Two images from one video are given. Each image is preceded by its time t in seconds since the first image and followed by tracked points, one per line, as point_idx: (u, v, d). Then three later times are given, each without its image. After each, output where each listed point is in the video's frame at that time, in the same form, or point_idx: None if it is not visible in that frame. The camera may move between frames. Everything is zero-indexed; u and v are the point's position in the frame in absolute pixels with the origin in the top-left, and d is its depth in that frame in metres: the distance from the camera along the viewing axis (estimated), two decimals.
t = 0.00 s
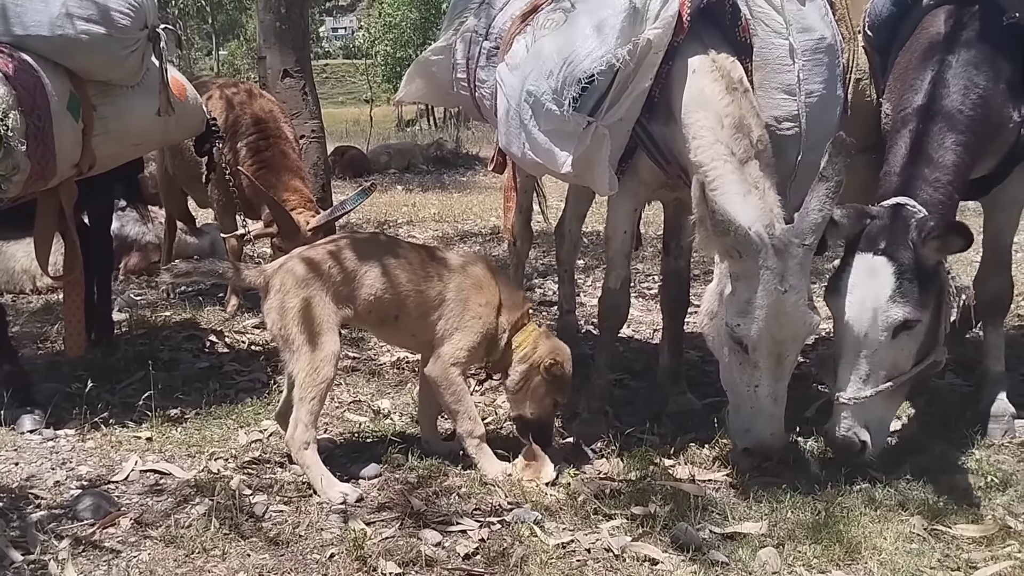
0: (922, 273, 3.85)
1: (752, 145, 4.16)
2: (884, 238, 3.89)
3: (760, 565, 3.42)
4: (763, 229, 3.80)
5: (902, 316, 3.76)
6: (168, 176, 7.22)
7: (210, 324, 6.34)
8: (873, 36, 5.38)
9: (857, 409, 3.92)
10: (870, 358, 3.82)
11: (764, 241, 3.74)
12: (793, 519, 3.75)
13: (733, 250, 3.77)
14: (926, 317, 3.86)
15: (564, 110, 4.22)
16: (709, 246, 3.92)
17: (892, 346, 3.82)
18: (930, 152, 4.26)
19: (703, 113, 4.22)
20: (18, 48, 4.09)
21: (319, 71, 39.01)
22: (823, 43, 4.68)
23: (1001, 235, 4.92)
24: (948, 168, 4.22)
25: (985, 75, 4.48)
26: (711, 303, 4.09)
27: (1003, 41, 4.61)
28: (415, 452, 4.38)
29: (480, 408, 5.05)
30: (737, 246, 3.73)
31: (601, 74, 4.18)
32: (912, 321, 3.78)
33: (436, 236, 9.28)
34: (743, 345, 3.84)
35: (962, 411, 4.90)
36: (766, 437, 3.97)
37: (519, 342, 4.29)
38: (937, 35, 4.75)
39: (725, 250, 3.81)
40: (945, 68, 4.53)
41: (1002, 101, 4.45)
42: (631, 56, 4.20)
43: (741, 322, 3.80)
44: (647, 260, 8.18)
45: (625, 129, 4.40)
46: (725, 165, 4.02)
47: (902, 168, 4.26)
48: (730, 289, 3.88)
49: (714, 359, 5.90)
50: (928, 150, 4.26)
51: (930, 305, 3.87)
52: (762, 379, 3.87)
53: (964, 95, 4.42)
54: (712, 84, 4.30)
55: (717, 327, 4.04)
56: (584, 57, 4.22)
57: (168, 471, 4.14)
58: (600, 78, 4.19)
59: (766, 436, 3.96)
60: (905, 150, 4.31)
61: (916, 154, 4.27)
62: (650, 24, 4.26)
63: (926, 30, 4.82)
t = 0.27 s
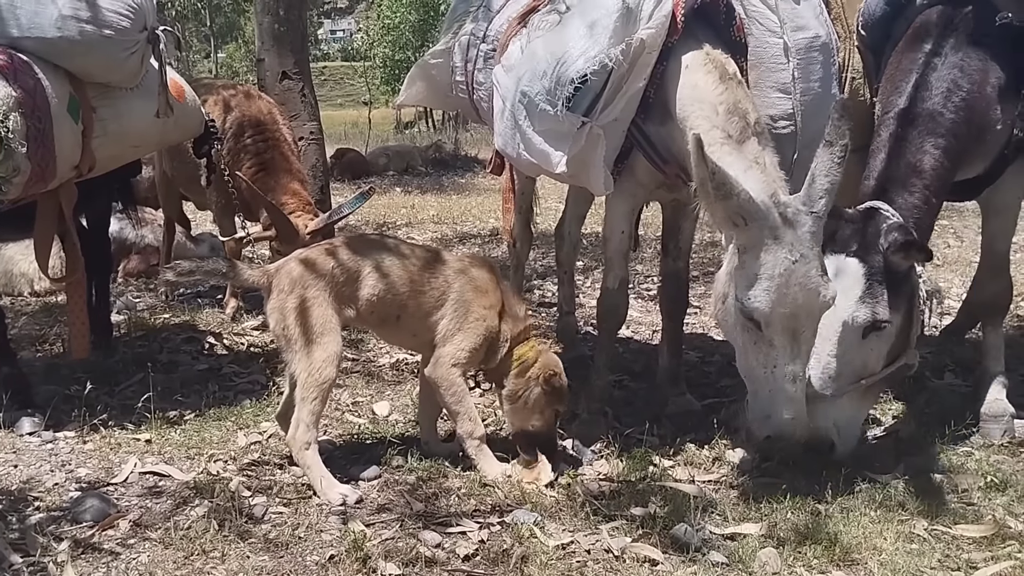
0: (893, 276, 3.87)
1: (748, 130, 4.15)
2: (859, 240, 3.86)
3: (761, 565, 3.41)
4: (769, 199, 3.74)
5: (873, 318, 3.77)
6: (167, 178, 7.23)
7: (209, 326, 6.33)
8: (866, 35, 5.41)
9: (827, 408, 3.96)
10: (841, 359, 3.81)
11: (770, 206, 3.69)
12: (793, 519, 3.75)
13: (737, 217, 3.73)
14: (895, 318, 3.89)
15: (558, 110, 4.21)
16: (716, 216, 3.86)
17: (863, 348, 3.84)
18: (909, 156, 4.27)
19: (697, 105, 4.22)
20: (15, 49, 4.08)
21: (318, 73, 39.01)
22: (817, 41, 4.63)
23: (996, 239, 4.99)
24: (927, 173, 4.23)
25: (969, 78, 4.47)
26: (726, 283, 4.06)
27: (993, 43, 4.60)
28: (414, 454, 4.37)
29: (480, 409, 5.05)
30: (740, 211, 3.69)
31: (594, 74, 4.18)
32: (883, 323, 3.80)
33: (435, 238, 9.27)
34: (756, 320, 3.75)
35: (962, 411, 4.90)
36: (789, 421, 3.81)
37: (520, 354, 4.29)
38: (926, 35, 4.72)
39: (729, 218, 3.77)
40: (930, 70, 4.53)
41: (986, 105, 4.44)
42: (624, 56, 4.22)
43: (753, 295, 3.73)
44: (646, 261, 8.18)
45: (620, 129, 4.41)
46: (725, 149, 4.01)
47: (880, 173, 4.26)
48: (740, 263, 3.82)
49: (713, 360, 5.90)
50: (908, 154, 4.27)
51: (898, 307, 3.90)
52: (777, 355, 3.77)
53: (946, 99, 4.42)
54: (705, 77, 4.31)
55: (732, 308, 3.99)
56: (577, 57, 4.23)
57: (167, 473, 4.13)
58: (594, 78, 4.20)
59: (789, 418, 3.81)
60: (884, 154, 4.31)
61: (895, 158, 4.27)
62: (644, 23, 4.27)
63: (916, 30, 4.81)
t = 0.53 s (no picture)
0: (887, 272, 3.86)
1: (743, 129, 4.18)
2: (851, 239, 3.86)
3: (760, 568, 3.42)
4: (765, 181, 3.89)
5: (866, 314, 3.76)
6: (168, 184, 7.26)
7: (209, 330, 6.34)
8: (860, 40, 5.39)
9: (822, 408, 3.95)
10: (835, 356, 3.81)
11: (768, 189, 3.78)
12: (793, 522, 3.75)
13: (734, 200, 3.80)
14: (890, 315, 3.88)
15: (554, 113, 4.25)
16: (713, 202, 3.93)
17: (857, 344, 3.83)
18: (902, 156, 4.29)
19: (694, 99, 4.34)
20: (14, 54, 4.09)
21: (319, 78, 39.06)
22: (814, 46, 4.72)
23: (994, 240, 4.97)
24: (920, 172, 4.25)
25: (962, 80, 4.48)
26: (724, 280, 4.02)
27: (986, 45, 4.61)
28: (415, 457, 4.38)
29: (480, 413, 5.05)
30: (738, 193, 3.75)
31: (591, 78, 4.20)
32: (876, 319, 3.78)
33: (436, 242, 9.28)
34: (753, 304, 3.72)
35: (962, 414, 4.90)
36: (789, 414, 3.69)
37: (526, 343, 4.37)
38: (919, 38, 4.73)
39: (727, 202, 3.83)
40: (923, 72, 4.54)
41: (979, 106, 4.45)
42: (621, 60, 4.22)
43: (749, 278, 3.73)
44: (646, 265, 8.19)
45: (618, 133, 4.41)
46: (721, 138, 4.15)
47: (873, 172, 4.29)
48: (738, 251, 3.85)
49: (714, 364, 5.90)
50: (901, 154, 4.29)
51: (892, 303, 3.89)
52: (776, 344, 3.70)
53: (939, 100, 4.42)
54: (701, 75, 4.41)
55: (731, 304, 3.95)
56: (574, 60, 4.24)
57: (168, 477, 4.14)
58: (590, 82, 4.22)
59: (789, 411, 3.68)
60: (877, 154, 4.33)
61: (887, 159, 4.29)
62: (640, 27, 4.29)
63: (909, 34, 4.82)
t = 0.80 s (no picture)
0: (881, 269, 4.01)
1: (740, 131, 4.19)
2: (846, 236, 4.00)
3: (762, 567, 3.42)
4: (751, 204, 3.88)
5: (861, 310, 3.89)
6: (170, 186, 7.27)
7: (211, 332, 6.35)
8: (860, 39, 5.38)
9: (816, 399, 4.05)
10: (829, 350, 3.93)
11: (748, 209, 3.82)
12: (794, 521, 3.76)
13: (714, 219, 3.84)
14: (883, 310, 4.03)
15: (551, 114, 4.26)
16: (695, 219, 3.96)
17: (850, 340, 3.97)
18: (900, 154, 4.32)
19: (688, 105, 4.28)
20: (15, 58, 4.12)
21: (319, 80, 39.09)
22: (813, 45, 4.70)
23: (994, 240, 4.96)
24: (919, 170, 4.26)
25: (961, 80, 4.49)
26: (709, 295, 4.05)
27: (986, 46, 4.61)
28: (417, 458, 4.39)
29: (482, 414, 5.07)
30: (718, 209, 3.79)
31: (587, 80, 4.21)
32: (870, 315, 3.92)
33: (437, 243, 9.29)
34: (727, 320, 3.74)
35: (963, 413, 4.90)
36: (755, 430, 3.73)
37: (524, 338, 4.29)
38: (919, 38, 4.74)
39: (707, 220, 3.87)
40: (921, 71, 4.56)
41: (979, 106, 4.45)
42: (618, 61, 4.24)
43: (725, 294, 3.76)
44: (647, 265, 8.20)
45: (616, 134, 4.41)
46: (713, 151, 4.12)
47: (872, 169, 4.33)
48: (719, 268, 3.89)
49: (715, 363, 5.91)
50: (899, 153, 4.32)
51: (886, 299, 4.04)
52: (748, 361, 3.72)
53: (938, 100, 4.43)
54: (699, 80, 4.36)
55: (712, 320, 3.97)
56: (570, 62, 4.25)
57: (170, 479, 4.15)
58: (587, 83, 4.22)
59: (756, 427, 3.73)
60: (875, 152, 4.37)
61: (885, 156, 4.33)
62: (637, 28, 4.30)
63: (909, 33, 4.83)
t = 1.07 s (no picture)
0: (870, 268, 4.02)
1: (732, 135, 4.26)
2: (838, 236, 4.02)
3: (764, 566, 3.42)
4: (734, 222, 3.96)
5: (847, 308, 3.92)
6: (168, 188, 7.26)
7: (210, 333, 6.34)
8: (859, 37, 5.32)
9: (806, 396, 4.09)
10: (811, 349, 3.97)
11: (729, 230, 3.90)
12: (795, 520, 3.76)
13: (697, 242, 3.90)
14: (872, 309, 4.03)
15: (545, 114, 4.25)
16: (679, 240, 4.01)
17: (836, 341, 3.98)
18: (895, 152, 4.34)
19: (679, 115, 4.37)
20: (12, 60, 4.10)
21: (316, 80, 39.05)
22: (807, 45, 4.71)
23: (993, 238, 4.95)
24: (914, 168, 4.27)
25: (959, 78, 4.48)
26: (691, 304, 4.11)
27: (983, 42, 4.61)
28: (417, 459, 4.38)
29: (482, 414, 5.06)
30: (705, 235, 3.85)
31: (580, 80, 4.21)
32: (857, 313, 3.94)
33: (435, 243, 9.28)
34: (711, 339, 3.86)
35: (963, 410, 4.90)
36: (739, 437, 3.99)
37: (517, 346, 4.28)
38: (918, 36, 4.73)
39: (693, 243, 3.92)
40: (920, 68, 4.56)
41: (978, 105, 4.46)
42: (612, 61, 4.25)
43: (709, 315, 3.86)
44: (646, 264, 8.20)
45: (610, 133, 4.45)
46: (701, 161, 4.22)
47: (865, 168, 4.35)
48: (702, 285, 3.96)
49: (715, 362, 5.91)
50: (894, 151, 4.34)
51: (875, 299, 4.04)
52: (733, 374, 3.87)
53: (934, 99, 4.43)
54: (692, 85, 4.43)
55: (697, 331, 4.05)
56: (564, 62, 4.24)
57: (171, 481, 4.14)
58: (580, 82, 4.23)
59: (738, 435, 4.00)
60: (870, 151, 4.40)
61: (880, 155, 4.35)
62: (630, 28, 4.31)
63: (909, 32, 4.82)
